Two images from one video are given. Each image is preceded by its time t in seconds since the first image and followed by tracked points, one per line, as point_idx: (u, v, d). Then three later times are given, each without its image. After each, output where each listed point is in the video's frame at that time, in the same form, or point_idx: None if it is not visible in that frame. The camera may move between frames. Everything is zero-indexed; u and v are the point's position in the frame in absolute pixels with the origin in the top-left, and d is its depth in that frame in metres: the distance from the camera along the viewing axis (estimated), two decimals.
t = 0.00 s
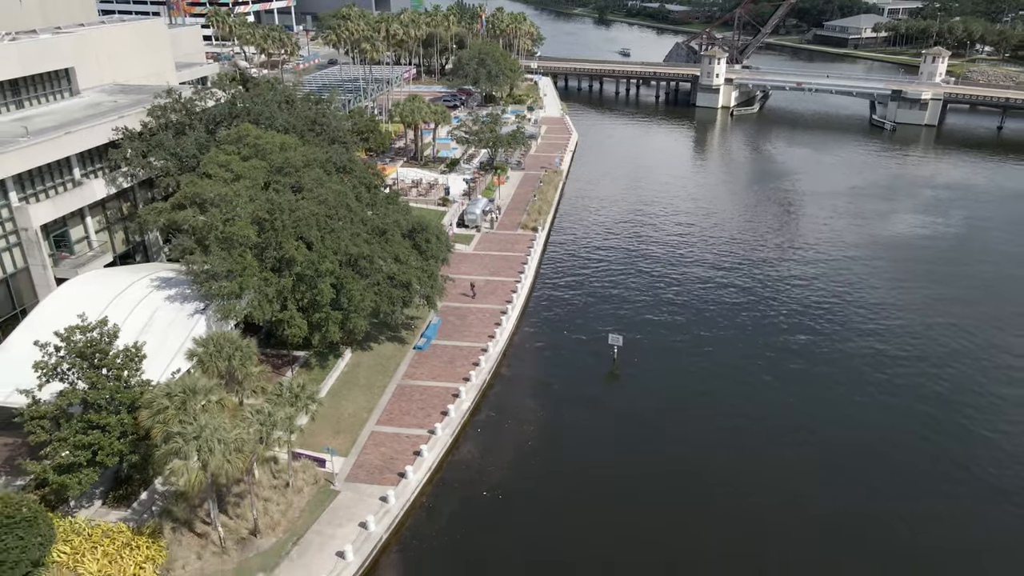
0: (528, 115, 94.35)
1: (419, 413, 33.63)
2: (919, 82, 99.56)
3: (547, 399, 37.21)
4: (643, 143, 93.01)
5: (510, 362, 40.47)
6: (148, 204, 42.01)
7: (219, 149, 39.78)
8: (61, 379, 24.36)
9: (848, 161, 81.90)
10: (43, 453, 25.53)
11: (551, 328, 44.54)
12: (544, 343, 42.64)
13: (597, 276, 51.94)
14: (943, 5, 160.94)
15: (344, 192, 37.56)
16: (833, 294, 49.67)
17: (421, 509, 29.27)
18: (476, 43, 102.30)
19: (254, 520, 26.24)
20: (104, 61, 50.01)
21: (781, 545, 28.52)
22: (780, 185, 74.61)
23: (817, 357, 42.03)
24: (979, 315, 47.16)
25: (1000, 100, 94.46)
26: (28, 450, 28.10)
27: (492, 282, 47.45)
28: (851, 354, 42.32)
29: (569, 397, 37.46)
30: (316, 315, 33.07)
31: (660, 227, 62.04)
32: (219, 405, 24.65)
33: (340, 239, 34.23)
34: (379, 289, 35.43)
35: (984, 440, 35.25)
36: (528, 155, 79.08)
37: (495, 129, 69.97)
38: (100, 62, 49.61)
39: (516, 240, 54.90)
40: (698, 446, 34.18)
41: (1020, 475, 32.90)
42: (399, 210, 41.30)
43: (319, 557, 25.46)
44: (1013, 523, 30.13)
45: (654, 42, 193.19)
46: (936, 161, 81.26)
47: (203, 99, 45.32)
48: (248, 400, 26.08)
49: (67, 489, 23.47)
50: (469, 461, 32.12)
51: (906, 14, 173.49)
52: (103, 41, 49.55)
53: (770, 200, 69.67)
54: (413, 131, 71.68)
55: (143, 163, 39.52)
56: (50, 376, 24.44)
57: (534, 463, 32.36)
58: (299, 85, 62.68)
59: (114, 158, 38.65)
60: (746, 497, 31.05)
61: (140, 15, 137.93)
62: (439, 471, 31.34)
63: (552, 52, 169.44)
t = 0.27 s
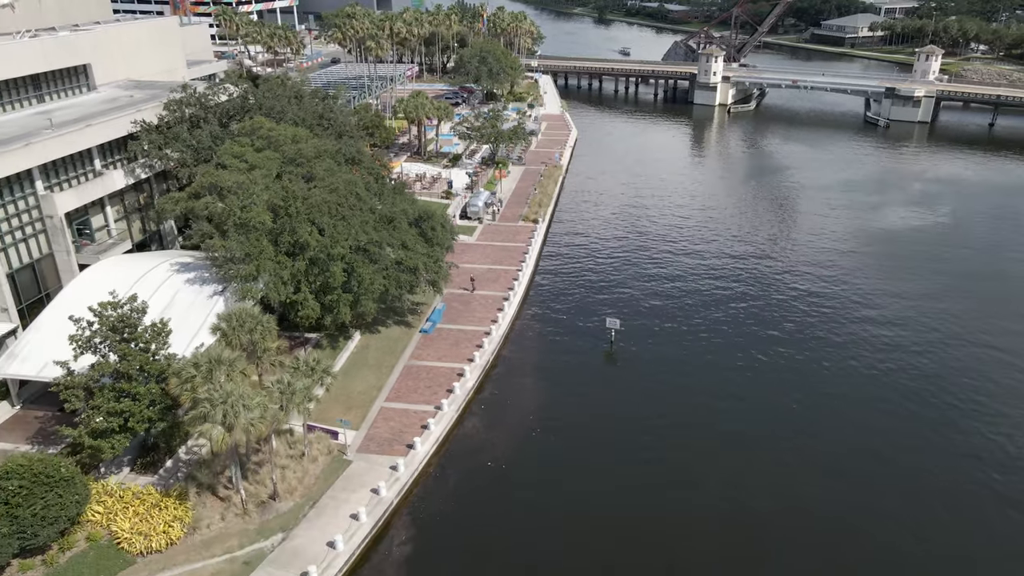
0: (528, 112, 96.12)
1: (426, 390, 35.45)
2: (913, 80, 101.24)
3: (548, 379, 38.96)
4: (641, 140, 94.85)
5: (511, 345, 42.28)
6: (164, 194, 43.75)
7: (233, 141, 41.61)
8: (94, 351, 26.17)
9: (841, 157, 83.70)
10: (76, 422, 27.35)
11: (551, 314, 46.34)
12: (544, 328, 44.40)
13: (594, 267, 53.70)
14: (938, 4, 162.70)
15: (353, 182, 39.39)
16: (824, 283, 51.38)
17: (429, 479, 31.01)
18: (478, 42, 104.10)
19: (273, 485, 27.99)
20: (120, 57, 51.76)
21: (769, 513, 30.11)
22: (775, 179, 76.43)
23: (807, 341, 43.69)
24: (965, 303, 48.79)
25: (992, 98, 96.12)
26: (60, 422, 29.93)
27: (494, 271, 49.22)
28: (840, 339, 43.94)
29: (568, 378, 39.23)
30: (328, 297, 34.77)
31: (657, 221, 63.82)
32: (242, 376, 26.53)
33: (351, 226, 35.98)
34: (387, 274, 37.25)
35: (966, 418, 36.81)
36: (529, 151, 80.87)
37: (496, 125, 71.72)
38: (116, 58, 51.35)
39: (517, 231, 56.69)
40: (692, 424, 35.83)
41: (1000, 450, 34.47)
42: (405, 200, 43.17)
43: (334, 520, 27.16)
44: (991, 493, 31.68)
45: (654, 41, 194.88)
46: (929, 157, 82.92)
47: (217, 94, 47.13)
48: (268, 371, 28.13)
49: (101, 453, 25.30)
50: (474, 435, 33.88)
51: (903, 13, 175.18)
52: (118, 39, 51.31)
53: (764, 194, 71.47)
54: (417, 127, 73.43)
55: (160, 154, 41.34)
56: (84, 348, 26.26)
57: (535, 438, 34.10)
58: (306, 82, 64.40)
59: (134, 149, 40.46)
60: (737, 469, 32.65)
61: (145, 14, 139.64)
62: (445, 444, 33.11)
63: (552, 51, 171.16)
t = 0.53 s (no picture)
0: (529, 110, 97.90)
1: (432, 370, 37.23)
2: (907, 78, 102.99)
3: (548, 361, 40.75)
4: (640, 137, 96.72)
5: (513, 329, 44.06)
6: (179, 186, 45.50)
7: (247, 134, 43.49)
8: (123, 327, 27.98)
9: (835, 153, 85.53)
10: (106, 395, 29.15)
11: (551, 301, 48.09)
12: (545, 314, 46.18)
13: (593, 257, 55.47)
14: (935, 4, 164.40)
15: (362, 173, 41.24)
16: (815, 272, 53.15)
17: (436, 451, 32.78)
18: (479, 40, 105.87)
19: (290, 454, 29.77)
20: (135, 55, 53.57)
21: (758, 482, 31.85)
22: (770, 174, 78.27)
23: (798, 327, 45.42)
24: (950, 291, 50.52)
25: (984, 95, 97.85)
26: (89, 397, 31.75)
27: (496, 260, 51.01)
28: (829, 324, 45.68)
29: (567, 360, 41.01)
30: (339, 281, 36.53)
31: (654, 214, 65.62)
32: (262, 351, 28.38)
33: (361, 215, 37.80)
34: (395, 260, 39.05)
35: (947, 397, 38.50)
36: (529, 146, 82.70)
37: (498, 122, 73.49)
38: (131, 56, 53.16)
39: (519, 223, 58.47)
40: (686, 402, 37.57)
41: (979, 427, 36.16)
42: (411, 191, 45.00)
43: (348, 486, 28.93)
44: (969, 465, 33.37)
45: (653, 40, 196.64)
46: (921, 153, 84.65)
47: (229, 89, 48.93)
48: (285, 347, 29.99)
49: (131, 421, 27.12)
50: (478, 412, 35.67)
51: (900, 12, 176.87)
52: (133, 37, 53.09)
53: (759, 188, 73.30)
54: (420, 123, 75.19)
55: (176, 147, 43.11)
56: (113, 324, 28.07)
57: (535, 415, 35.89)
58: (312, 78, 66.17)
59: (152, 142, 42.24)
60: (728, 443, 34.38)
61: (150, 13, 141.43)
62: (451, 420, 34.90)
63: (552, 50, 172.94)
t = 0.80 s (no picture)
0: (529, 107, 99.69)
1: (437, 351, 39.05)
2: (900, 76, 104.79)
3: (549, 345, 42.51)
4: (638, 133, 98.61)
5: (514, 315, 45.87)
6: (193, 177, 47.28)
7: (259, 127, 45.35)
8: (148, 306, 29.82)
9: (829, 149, 87.39)
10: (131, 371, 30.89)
11: (550, 289, 49.88)
12: (545, 301, 47.98)
13: (592, 248, 57.27)
14: (931, 3, 166.25)
15: (370, 165, 43.07)
16: (807, 263, 54.89)
17: (442, 426, 34.60)
18: (481, 39, 107.69)
19: (304, 428, 31.54)
20: (148, 52, 55.33)
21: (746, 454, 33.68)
22: (764, 169, 80.14)
23: (788, 313, 47.13)
24: (937, 279, 52.29)
25: (977, 93, 99.64)
26: (113, 374, 33.54)
27: (499, 250, 52.82)
28: (819, 310, 47.42)
29: (566, 344, 42.80)
30: (349, 267, 38.32)
31: (651, 208, 67.43)
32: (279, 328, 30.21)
33: (370, 204, 39.61)
34: (402, 247, 40.88)
35: (930, 378, 40.21)
36: (530, 142, 84.53)
37: (499, 118, 75.17)
38: (145, 53, 54.93)
39: (520, 215, 60.26)
40: (679, 382, 39.34)
41: (959, 405, 37.88)
42: (417, 182, 46.85)
43: (360, 456, 30.72)
44: (948, 440, 35.14)
45: (653, 39, 198.50)
46: (914, 149, 86.43)
47: (241, 85, 50.75)
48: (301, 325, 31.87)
49: (156, 394, 28.85)
50: (482, 391, 37.48)
51: (896, 12, 178.71)
52: (147, 34, 54.84)
53: (754, 183, 75.14)
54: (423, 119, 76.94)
55: (190, 140, 44.89)
56: (141, 303, 29.93)
57: (536, 393, 37.70)
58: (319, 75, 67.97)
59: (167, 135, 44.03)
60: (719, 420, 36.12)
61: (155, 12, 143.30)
62: (456, 398, 36.74)
63: (553, 49, 174.75)
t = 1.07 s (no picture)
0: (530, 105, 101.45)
1: (442, 335, 40.88)
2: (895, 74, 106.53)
3: (549, 330, 44.39)
4: (637, 131, 100.47)
5: (516, 303, 47.71)
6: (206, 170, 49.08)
7: (271, 122, 47.19)
8: (172, 288, 31.75)
9: (824, 146, 89.22)
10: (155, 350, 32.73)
11: (551, 279, 51.67)
12: (545, 290, 49.80)
13: (591, 240, 59.08)
14: (927, 3, 168.02)
15: (377, 158, 44.89)
16: (799, 254, 56.72)
17: (448, 404, 36.43)
18: (482, 38, 109.47)
19: (318, 404, 33.38)
20: (161, 50, 57.07)
21: (736, 430, 35.50)
22: (760, 165, 81.98)
23: (780, 300, 48.96)
24: (924, 269, 54.07)
25: (969, 91, 101.39)
26: (136, 356, 35.35)
27: (500, 242, 54.63)
28: (809, 299, 49.25)
29: (565, 330, 44.61)
30: (358, 254, 40.10)
31: (649, 202, 69.25)
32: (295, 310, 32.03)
33: (378, 195, 41.43)
34: (408, 236, 42.71)
35: (914, 361, 42.00)
36: (530, 139, 86.32)
37: (500, 115, 76.84)
38: (158, 51, 56.67)
39: (521, 209, 62.06)
40: (674, 365, 41.15)
41: (941, 386, 39.67)
42: (422, 175, 48.71)
43: (371, 430, 32.53)
44: (930, 418, 36.92)
45: (652, 39, 200.24)
46: (906, 146, 88.23)
47: (251, 82, 52.56)
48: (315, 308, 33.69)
49: (179, 370, 30.71)
50: (485, 373, 39.31)
51: (893, 12, 180.55)
52: (160, 32, 56.58)
53: (749, 179, 76.98)
54: (426, 117, 78.72)
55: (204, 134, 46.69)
56: (166, 285, 31.98)
57: (537, 375, 39.53)
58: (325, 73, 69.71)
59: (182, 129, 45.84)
60: (711, 400, 37.92)
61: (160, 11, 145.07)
62: (461, 379, 38.61)
63: (553, 48, 176.55)
